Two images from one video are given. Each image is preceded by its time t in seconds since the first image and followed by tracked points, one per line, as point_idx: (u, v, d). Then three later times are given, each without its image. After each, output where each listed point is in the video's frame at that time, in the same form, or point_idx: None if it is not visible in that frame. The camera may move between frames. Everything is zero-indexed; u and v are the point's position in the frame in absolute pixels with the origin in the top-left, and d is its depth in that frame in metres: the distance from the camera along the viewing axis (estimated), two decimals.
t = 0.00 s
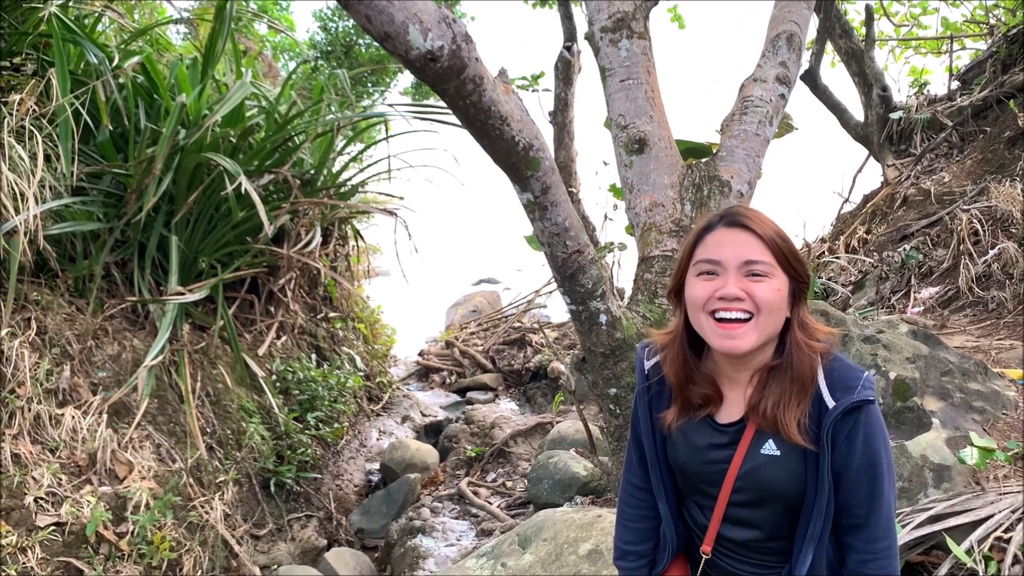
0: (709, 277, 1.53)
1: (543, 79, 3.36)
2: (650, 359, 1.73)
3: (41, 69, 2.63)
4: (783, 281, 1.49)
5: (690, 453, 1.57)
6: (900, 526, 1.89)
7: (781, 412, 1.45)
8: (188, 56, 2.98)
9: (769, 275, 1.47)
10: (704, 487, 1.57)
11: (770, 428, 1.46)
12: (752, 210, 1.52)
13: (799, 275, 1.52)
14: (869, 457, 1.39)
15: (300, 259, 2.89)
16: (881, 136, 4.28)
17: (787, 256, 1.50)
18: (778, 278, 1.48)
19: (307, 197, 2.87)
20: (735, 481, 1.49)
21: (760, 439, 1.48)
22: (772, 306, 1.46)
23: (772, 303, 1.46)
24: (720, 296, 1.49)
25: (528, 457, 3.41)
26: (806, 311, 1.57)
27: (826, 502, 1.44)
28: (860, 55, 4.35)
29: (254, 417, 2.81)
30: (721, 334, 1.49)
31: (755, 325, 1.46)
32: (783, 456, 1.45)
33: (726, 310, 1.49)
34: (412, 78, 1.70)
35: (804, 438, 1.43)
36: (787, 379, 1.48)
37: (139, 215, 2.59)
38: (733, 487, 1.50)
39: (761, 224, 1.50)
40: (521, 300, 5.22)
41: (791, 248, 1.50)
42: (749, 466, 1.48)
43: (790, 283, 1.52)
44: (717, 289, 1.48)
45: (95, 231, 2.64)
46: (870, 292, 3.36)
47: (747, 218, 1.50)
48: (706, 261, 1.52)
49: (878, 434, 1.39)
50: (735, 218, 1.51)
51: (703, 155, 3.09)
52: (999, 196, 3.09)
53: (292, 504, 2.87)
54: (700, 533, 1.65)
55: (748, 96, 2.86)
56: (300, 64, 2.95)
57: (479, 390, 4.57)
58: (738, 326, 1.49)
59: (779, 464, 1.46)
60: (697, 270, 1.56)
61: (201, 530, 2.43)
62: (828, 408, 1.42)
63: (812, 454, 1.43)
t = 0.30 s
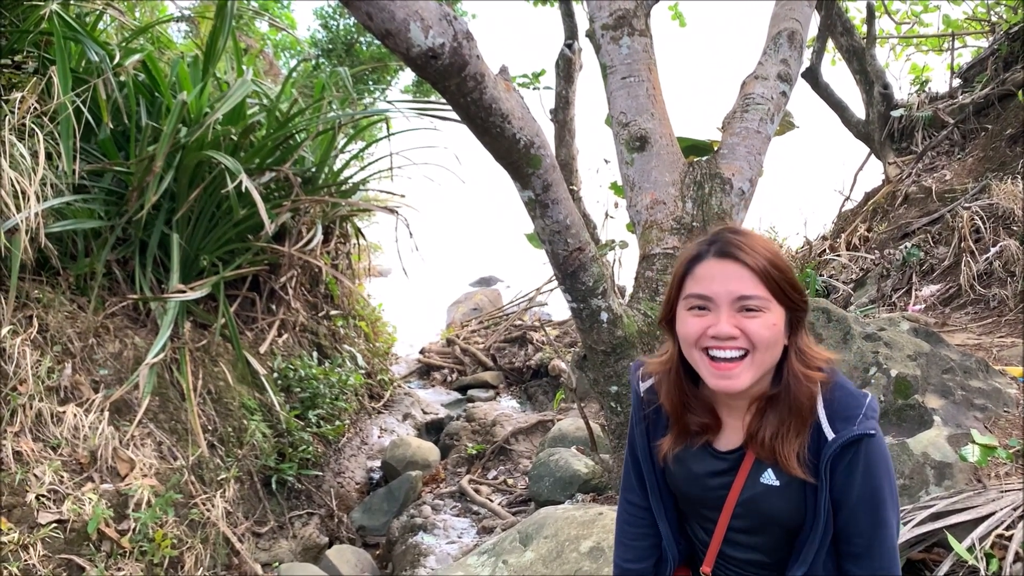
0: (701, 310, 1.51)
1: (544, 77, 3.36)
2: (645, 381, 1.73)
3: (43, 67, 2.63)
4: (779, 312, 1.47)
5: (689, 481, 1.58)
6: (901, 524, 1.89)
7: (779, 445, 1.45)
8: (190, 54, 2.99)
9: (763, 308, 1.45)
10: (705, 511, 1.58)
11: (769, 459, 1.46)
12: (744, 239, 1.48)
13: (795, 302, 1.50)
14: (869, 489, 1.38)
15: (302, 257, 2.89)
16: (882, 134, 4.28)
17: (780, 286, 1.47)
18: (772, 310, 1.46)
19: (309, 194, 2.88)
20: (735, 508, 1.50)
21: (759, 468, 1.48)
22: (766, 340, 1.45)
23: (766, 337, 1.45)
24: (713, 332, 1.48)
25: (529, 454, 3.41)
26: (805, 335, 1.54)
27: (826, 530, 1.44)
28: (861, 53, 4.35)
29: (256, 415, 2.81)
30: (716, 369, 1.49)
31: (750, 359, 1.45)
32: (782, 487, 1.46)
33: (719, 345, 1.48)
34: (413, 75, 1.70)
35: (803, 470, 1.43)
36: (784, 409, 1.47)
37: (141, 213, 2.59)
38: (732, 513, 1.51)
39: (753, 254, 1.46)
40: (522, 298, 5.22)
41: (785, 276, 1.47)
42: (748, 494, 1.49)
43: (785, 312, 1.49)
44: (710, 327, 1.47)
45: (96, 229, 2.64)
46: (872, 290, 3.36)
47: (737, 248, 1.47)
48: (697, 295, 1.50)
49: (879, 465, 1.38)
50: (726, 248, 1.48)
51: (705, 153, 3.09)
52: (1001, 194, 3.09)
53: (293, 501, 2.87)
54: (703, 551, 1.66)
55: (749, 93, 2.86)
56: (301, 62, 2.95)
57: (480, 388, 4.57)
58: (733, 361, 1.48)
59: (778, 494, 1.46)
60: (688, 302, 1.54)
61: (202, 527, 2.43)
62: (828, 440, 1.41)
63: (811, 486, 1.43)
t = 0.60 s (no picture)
0: (706, 332, 1.49)
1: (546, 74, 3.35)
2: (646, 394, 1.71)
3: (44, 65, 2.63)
4: (785, 331, 1.46)
5: (693, 497, 1.58)
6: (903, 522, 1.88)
7: (785, 464, 1.46)
8: (191, 52, 2.98)
9: (770, 330, 1.44)
10: (709, 526, 1.59)
11: (773, 476, 1.47)
12: (749, 258, 1.46)
13: (801, 320, 1.48)
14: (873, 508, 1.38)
15: (304, 255, 2.89)
16: (884, 131, 4.27)
17: (787, 305, 1.45)
18: (779, 331, 1.45)
19: (310, 192, 2.88)
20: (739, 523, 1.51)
21: (764, 485, 1.49)
22: (774, 362, 1.44)
23: (773, 359, 1.44)
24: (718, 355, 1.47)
25: (531, 452, 3.41)
26: (811, 351, 1.53)
27: (829, 545, 1.45)
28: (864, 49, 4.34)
29: (257, 413, 2.81)
30: (723, 391, 1.48)
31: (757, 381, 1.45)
32: (787, 503, 1.47)
33: (725, 368, 1.47)
34: (415, 72, 1.70)
35: (807, 488, 1.44)
36: (789, 426, 1.48)
37: (142, 211, 2.59)
38: (736, 529, 1.52)
39: (759, 274, 1.44)
40: (524, 295, 5.22)
41: (792, 295, 1.45)
42: (752, 511, 1.50)
43: (792, 330, 1.48)
44: (716, 350, 1.46)
45: (98, 227, 2.64)
46: (874, 287, 3.35)
47: (744, 269, 1.45)
48: (702, 317, 1.49)
49: (885, 484, 1.37)
50: (732, 269, 1.45)
51: (707, 150, 3.09)
52: (1004, 190, 3.08)
53: (295, 499, 2.87)
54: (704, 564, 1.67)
55: (751, 90, 2.85)
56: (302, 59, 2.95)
57: (482, 386, 4.57)
58: (740, 383, 1.48)
59: (782, 510, 1.47)
60: (693, 323, 1.52)
61: (204, 525, 2.43)
62: (833, 456, 1.41)
63: (815, 503, 1.44)
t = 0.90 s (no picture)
0: (720, 312, 1.49)
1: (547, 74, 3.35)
2: (657, 372, 1.65)
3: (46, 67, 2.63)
4: (799, 311, 1.47)
5: (705, 477, 1.54)
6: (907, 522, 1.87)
7: (800, 439, 1.44)
8: (193, 53, 2.98)
9: (784, 308, 1.45)
10: (720, 509, 1.54)
11: (789, 452, 1.44)
12: (762, 237, 1.47)
13: (813, 299, 1.49)
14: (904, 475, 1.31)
15: (305, 255, 2.89)
16: (886, 130, 4.27)
17: (800, 284, 1.46)
18: (793, 310, 1.46)
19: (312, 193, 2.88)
20: (754, 502, 1.47)
21: (778, 461, 1.47)
22: (789, 340, 1.45)
23: (789, 337, 1.45)
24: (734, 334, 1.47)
25: (533, 452, 3.42)
26: (822, 330, 1.54)
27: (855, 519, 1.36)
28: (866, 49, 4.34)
29: (259, 413, 2.82)
30: (738, 370, 1.49)
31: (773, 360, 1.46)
32: (803, 477, 1.44)
33: (740, 347, 1.47)
34: (416, 73, 1.70)
35: (825, 463, 1.41)
36: (804, 403, 1.47)
37: (144, 212, 2.59)
38: (751, 508, 1.48)
39: (772, 253, 1.45)
40: (526, 295, 5.22)
41: (805, 274, 1.46)
42: (767, 488, 1.46)
43: (804, 309, 1.49)
44: (732, 330, 1.46)
45: (100, 228, 2.64)
46: (876, 287, 3.35)
47: (757, 248, 1.46)
48: (716, 297, 1.49)
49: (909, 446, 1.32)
50: (745, 247, 1.47)
51: (708, 150, 3.08)
52: (1006, 190, 3.08)
53: (297, 499, 2.87)
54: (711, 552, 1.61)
55: (753, 90, 2.85)
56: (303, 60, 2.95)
57: (484, 386, 4.57)
58: (755, 361, 1.48)
59: (798, 485, 1.44)
60: (707, 304, 1.52)
61: (206, 526, 2.43)
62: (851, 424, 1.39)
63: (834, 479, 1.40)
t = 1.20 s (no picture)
0: (723, 296, 1.50)
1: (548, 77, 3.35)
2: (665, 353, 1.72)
3: (47, 72, 2.64)
4: (803, 297, 1.48)
5: (711, 460, 1.55)
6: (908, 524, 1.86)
7: (808, 424, 1.45)
8: (193, 57, 2.99)
9: (788, 292, 1.46)
10: (725, 494, 1.53)
11: (798, 439, 1.45)
12: (768, 223, 1.50)
13: (819, 288, 1.51)
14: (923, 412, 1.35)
15: (306, 259, 2.89)
16: (887, 132, 4.27)
17: (805, 270, 1.48)
18: (797, 296, 1.46)
19: (313, 197, 2.88)
20: (761, 486, 1.47)
21: (786, 446, 1.47)
22: (790, 323, 1.45)
23: (791, 321, 1.45)
24: (737, 316, 1.47)
25: (535, 455, 3.41)
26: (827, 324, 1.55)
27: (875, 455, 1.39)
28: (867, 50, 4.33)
29: (261, 417, 2.81)
30: (738, 352, 1.47)
31: (773, 342, 1.44)
32: (811, 461, 1.45)
33: (744, 330, 1.46)
34: (416, 77, 1.70)
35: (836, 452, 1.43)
36: (810, 391, 1.47)
37: (145, 216, 2.59)
38: (758, 492, 1.47)
39: (779, 238, 1.48)
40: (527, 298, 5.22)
41: (810, 261, 1.48)
42: (774, 472, 1.46)
43: (810, 296, 1.51)
44: (735, 311, 1.46)
45: (101, 233, 2.64)
46: (878, 288, 3.35)
47: (764, 234, 1.49)
48: (720, 278, 1.50)
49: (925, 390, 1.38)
50: (752, 233, 1.50)
51: (709, 152, 3.08)
52: (1008, 192, 3.08)
53: (299, 503, 2.87)
54: (712, 543, 1.62)
55: (753, 92, 2.85)
56: (304, 64, 2.95)
57: (486, 389, 4.57)
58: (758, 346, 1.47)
59: (807, 469, 1.45)
60: (711, 288, 1.53)
61: (208, 530, 2.43)
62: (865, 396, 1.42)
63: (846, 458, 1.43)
